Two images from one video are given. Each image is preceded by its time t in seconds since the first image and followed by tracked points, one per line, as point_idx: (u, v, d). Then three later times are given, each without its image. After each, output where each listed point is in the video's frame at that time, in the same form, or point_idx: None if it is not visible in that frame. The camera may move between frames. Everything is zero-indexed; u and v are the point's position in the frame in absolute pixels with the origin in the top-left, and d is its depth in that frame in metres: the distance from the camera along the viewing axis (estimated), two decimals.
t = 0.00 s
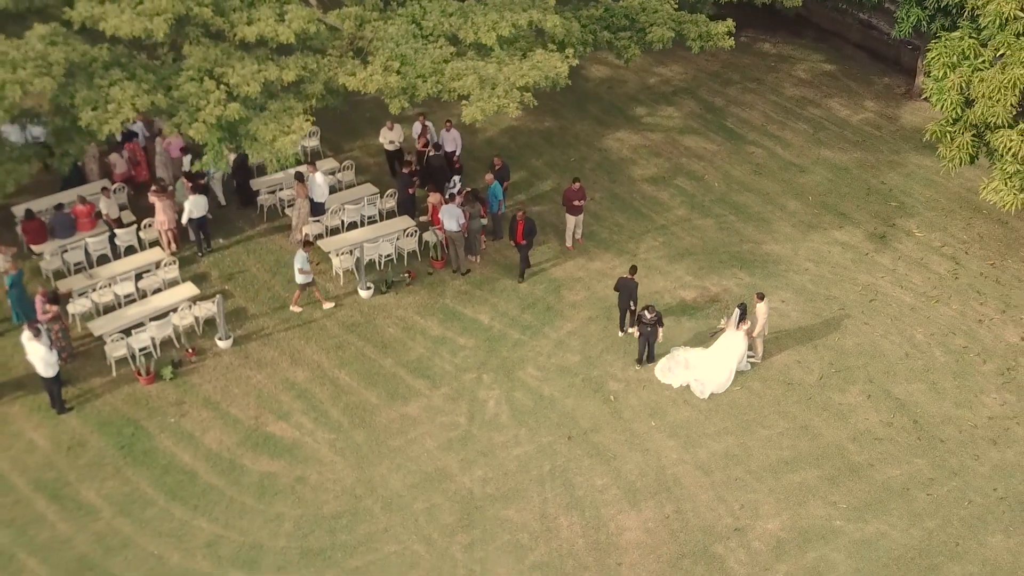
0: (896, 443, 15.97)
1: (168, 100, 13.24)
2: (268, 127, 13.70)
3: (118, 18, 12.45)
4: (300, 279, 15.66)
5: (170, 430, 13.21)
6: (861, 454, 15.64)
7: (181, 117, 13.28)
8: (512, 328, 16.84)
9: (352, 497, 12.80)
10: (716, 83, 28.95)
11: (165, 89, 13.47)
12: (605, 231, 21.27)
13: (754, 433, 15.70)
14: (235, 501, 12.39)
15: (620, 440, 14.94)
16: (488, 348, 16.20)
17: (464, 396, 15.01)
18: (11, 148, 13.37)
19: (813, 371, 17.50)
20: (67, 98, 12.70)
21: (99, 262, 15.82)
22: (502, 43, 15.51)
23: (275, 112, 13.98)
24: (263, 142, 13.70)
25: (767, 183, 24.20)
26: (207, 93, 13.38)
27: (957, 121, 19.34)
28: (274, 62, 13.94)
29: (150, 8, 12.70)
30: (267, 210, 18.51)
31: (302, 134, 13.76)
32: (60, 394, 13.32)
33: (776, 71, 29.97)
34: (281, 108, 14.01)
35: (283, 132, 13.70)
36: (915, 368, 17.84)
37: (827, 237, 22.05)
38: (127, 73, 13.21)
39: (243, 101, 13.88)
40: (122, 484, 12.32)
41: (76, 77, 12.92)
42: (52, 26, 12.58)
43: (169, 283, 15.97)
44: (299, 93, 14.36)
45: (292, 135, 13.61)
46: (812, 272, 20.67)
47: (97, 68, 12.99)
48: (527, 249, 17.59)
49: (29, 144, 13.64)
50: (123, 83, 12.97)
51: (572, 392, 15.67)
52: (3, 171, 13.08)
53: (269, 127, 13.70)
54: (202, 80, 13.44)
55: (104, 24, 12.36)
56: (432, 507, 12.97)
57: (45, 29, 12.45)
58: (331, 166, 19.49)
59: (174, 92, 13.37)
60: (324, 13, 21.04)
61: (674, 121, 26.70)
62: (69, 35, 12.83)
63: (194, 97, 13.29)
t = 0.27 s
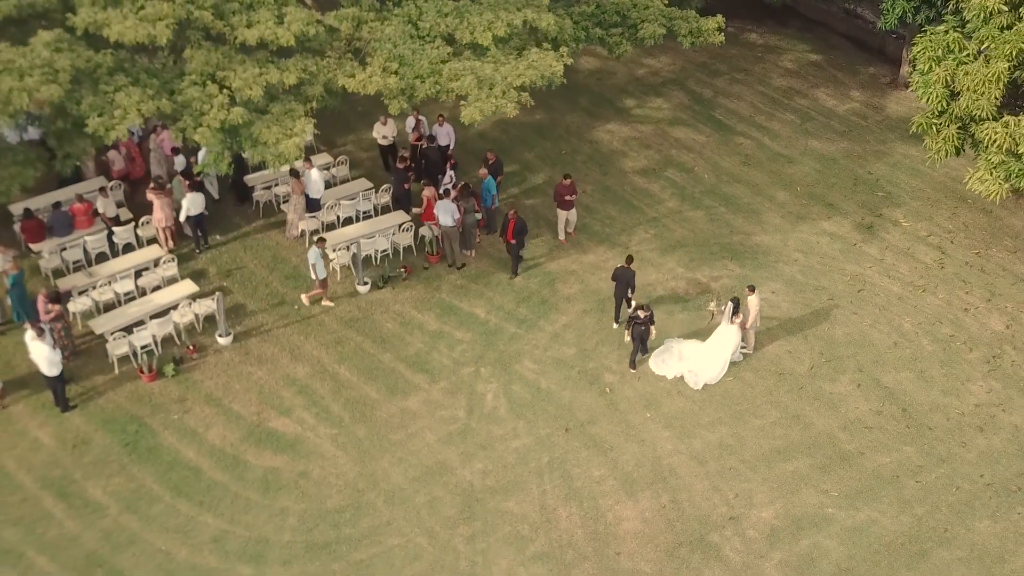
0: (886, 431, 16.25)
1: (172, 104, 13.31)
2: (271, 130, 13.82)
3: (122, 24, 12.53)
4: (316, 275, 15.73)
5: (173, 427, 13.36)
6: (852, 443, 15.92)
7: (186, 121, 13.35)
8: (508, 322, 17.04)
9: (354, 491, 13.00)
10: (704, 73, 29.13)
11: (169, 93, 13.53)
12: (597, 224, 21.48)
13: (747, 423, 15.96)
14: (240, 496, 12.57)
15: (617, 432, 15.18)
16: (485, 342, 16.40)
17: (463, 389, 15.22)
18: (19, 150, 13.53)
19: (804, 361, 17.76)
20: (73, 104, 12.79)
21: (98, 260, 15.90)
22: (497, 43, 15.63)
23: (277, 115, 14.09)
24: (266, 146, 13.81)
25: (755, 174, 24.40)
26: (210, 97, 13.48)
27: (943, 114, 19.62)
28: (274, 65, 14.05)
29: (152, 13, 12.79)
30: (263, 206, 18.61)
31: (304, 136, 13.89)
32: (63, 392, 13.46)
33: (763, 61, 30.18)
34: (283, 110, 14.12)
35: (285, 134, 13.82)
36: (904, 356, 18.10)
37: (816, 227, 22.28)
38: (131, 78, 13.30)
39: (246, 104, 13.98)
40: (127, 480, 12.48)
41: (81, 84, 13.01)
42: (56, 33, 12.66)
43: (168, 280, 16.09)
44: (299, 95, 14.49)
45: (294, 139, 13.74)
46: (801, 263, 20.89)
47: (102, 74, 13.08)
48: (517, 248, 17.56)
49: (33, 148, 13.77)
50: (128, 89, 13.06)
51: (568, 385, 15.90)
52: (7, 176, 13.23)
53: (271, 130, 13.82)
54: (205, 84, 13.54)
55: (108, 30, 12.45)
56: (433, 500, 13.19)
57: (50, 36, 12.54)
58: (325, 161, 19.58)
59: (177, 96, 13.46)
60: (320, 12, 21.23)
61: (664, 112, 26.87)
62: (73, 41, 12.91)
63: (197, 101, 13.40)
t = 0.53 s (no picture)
0: (876, 422, 16.54)
1: (176, 112, 13.40)
2: (273, 137, 13.96)
3: (125, 33, 12.61)
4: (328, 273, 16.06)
5: (177, 426, 13.53)
6: (843, 434, 16.21)
7: (191, 129, 13.48)
8: (504, 318, 17.24)
9: (357, 488, 13.20)
10: (692, 67, 29.31)
11: (172, 100, 13.64)
12: (590, 219, 21.69)
13: (740, 416, 16.23)
14: (244, 494, 12.76)
15: (613, 427, 15.43)
16: (482, 339, 16.60)
17: (461, 386, 15.43)
18: (22, 157, 13.61)
19: (794, 354, 18.03)
20: (79, 113, 12.91)
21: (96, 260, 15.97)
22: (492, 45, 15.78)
23: (279, 121, 14.22)
24: (269, 152, 13.92)
25: (744, 168, 24.63)
26: (213, 104, 13.59)
27: (928, 110, 19.88)
28: (275, 71, 14.16)
29: (154, 21, 12.87)
30: (258, 204, 18.71)
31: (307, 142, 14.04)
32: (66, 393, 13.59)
33: (750, 55, 30.40)
34: (285, 117, 14.25)
35: (288, 141, 13.98)
36: (892, 348, 18.39)
37: (805, 221, 22.53)
38: (135, 86, 13.39)
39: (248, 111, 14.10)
40: (133, 480, 12.66)
41: (87, 93, 13.12)
42: (61, 43, 12.74)
43: (167, 280, 16.20)
44: (300, 100, 14.64)
45: (298, 145, 13.88)
46: (790, 257, 21.14)
47: (106, 83, 13.16)
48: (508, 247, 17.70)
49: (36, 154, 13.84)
50: (134, 98, 13.16)
51: (564, 380, 16.13)
52: (11, 183, 13.33)
53: (274, 136, 13.97)
54: (208, 92, 13.65)
55: (112, 39, 12.53)
56: (434, 496, 13.41)
57: (55, 45, 12.60)
58: (319, 160, 19.66)
59: (180, 103, 13.57)
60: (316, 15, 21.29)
61: (653, 107, 27.05)
62: (77, 50, 13.01)
63: (201, 109, 13.48)
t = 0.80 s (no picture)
0: (864, 411, 16.89)
1: (179, 121, 13.55)
2: (275, 142, 14.13)
3: (129, 42, 12.75)
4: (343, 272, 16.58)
5: (180, 425, 13.78)
6: (832, 424, 16.55)
7: (194, 137, 13.64)
8: (499, 313, 17.48)
9: (359, 484, 13.45)
10: (678, 59, 29.53)
11: (174, 108, 13.78)
12: (580, 213, 21.93)
13: (732, 407, 16.54)
14: (249, 491, 13.01)
15: (608, 419, 15.71)
16: (478, 334, 16.84)
17: (459, 381, 15.68)
18: (25, 163, 13.71)
19: (783, 344, 18.34)
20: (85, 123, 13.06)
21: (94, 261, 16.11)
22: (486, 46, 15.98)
23: (280, 127, 14.38)
24: (272, 159, 14.11)
25: (731, 160, 24.89)
26: (215, 112, 13.74)
27: (912, 104, 20.17)
28: (274, 77, 14.31)
29: (155, 31, 13.04)
30: (253, 202, 18.86)
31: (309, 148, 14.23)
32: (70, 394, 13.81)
33: (735, 46, 30.66)
34: (285, 122, 14.40)
35: (290, 147, 14.15)
36: (878, 338, 18.73)
37: (791, 213, 22.83)
38: (138, 94, 13.53)
39: (249, 118, 14.24)
40: (138, 479, 12.92)
41: (91, 102, 13.26)
42: (65, 53, 12.83)
43: (165, 279, 16.34)
44: (300, 105, 14.73)
45: (299, 151, 14.09)
46: (778, 248, 21.45)
47: (110, 92, 13.30)
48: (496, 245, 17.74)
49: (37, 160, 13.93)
50: (138, 107, 13.31)
51: (560, 374, 16.39)
52: (13, 189, 13.46)
53: (275, 142, 14.13)
54: (210, 100, 13.80)
55: (116, 49, 12.66)
56: (435, 490, 13.67)
57: (60, 56, 12.69)
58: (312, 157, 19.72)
59: (183, 111, 13.71)
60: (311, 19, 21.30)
61: (640, 100, 27.25)
62: (80, 60, 13.06)
63: (204, 117, 13.64)
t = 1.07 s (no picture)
0: (852, 401, 17.21)
1: (182, 127, 13.71)
2: (276, 147, 14.26)
3: (131, 50, 12.88)
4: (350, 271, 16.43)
5: (182, 423, 13.98)
6: (822, 414, 16.86)
7: (198, 143, 13.78)
8: (495, 308, 17.69)
9: (361, 479, 13.67)
10: (665, 52, 29.71)
11: (176, 114, 13.91)
12: (572, 208, 22.15)
13: (724, 399, 16.83)
14: (253, 488, 13.22)
15: (603, 412, 15.97)
16: (474, 329, 17.05)
17: (456, 376, 15.91)
18: (27, 168, 13.82)
19: (773, 336, 18.63)
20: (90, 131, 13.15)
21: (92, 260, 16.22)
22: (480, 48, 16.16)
23: (281, 132, 14.52)
24: (274, 163, 14.23)
25: (719, 153, 25.12)
26: (217, 118, 13.86)
27: (897, 98, 20.42)
28: (274, 82, 14.45)
29: (156, 38, 13.20)
30: (248, 200, 18.96)
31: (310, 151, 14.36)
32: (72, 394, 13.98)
33: (721, 38, 30.87)
34: (286, 127, 14.54)
35: (291, 151, 14.29)
36: (866, 329, 19.05)
37: (779, 205, 23.09)
38: (140, 102, 13.64)
39: (250, 123, 14.36)
40: (143, 477, 13.12)
41: (95, 110, 13.35)
42: (68, 61, 12.91)
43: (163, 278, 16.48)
44: (299, 110, 14.88)
45: (301, 155, 14.22)
46: (767, 240, 21.71)
47: (114, 100, 13.41)
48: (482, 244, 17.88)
49: (38, 164, 14.03)
50: (142, 114, 13.43)
51: (555, 368, 16.62)
52: (17, 196, 13.59)
53: (276, 146, 14.27)
54: (212, 106, 13.92)
55: (118, 57, 12.79)
56: (436, 484, 13.91)
57: (63, 65, 12.77)
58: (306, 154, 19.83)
59: (185, 117, 13.83)
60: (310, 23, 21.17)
61: (629, 93, 27.43)
62: (83, 68, 13.17)
63: (206, 123, 13.75)
